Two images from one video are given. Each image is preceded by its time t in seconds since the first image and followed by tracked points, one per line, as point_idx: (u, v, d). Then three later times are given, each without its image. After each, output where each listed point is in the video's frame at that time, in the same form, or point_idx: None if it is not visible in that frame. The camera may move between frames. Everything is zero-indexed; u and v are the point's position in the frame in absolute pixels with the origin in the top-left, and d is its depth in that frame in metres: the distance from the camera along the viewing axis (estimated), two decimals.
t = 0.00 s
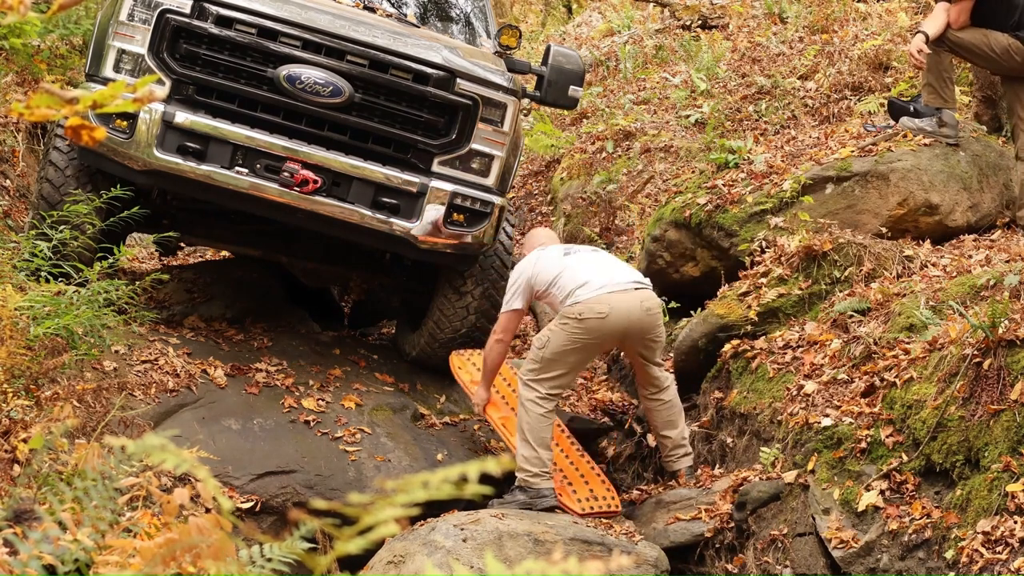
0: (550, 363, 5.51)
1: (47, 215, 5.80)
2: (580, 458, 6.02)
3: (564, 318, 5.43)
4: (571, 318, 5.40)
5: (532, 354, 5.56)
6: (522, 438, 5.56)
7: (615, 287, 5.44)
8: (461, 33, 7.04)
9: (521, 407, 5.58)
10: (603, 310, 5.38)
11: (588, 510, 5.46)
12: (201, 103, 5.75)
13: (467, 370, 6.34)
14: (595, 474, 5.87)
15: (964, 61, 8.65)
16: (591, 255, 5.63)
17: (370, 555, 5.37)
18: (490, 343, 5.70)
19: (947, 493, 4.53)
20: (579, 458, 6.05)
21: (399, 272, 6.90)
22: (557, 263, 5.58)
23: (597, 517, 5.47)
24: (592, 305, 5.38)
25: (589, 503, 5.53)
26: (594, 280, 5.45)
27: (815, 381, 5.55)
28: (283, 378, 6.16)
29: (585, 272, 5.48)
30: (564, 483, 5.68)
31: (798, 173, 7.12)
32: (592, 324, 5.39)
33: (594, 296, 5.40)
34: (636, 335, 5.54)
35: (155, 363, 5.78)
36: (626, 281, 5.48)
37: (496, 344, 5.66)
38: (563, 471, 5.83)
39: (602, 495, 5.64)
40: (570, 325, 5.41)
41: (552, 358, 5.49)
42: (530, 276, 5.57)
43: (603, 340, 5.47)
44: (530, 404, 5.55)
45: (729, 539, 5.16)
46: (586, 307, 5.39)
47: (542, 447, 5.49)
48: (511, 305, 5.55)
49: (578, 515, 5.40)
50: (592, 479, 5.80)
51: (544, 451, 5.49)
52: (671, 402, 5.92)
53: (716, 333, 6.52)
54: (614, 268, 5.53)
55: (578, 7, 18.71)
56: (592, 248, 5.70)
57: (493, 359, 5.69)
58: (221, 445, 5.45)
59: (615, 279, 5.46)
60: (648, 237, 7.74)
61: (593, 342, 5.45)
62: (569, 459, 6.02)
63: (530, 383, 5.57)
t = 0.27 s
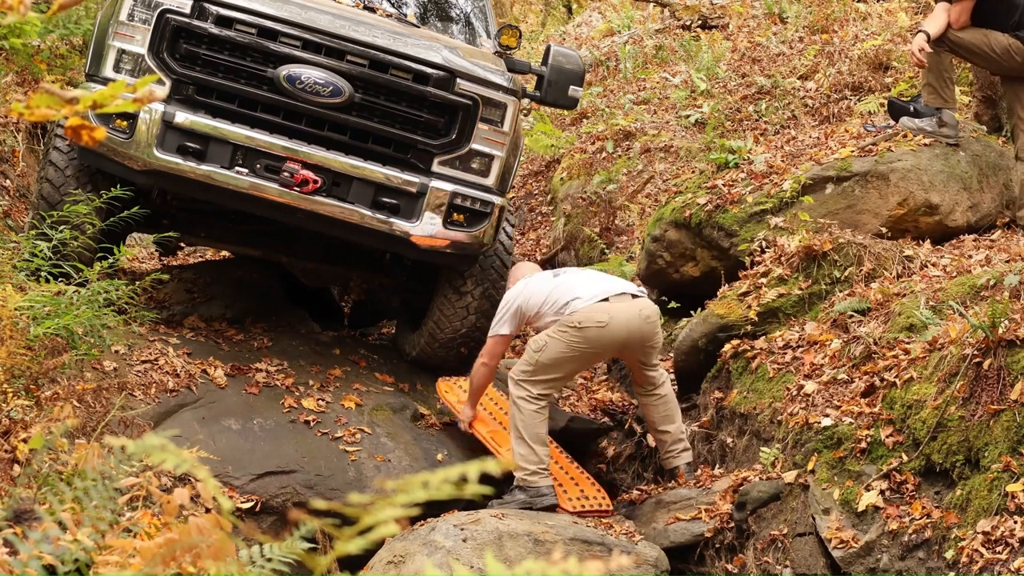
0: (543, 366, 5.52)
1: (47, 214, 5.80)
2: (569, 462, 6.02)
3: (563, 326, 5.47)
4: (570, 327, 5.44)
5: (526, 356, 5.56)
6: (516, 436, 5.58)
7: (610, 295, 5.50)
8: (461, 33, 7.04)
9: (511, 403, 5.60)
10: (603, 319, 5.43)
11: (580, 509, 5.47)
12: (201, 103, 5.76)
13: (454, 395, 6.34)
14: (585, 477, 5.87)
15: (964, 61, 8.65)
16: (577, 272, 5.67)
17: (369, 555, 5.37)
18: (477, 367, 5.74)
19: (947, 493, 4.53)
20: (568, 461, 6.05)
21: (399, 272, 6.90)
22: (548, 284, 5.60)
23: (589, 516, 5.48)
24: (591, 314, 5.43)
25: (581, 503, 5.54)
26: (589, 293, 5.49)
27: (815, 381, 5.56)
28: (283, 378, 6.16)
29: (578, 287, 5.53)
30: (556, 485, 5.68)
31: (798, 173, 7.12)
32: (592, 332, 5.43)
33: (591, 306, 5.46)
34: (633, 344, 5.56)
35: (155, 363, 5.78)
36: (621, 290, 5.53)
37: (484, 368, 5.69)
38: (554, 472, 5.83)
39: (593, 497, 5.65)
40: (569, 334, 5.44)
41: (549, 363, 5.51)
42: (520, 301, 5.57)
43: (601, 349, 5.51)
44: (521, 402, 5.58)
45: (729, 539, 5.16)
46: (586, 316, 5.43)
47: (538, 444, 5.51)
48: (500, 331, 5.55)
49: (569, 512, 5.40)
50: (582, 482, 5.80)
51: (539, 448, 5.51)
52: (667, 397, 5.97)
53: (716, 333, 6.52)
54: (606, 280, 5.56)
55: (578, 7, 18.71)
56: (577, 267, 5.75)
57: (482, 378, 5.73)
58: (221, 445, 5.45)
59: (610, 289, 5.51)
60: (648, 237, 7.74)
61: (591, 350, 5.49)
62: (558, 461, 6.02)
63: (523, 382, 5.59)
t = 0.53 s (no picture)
0: (541, 364, 5.51)
1: (47, 214, 5.79)
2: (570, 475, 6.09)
3: (563, 325, 5.46)
4: (570, 326, 5.43)
5: (526, 355, 5.55)
6: (516, 436, 5.58)
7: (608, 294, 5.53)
8: (461, 33, 7.04)
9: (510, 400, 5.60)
10: (603, 318, 5.44)
11: (578, 509, 5.57)
12: (201, 103, 5.76)
13: (444, 424, 6.27)
14: (582, 484, 5.97)
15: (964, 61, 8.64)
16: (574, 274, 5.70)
17: (369, 555, 5.37)
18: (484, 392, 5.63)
19: (947, 493, 4.53)
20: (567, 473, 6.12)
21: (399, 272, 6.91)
22: (545, 289, 5.62)
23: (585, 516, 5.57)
24: (591, 313, 5.43)
25: (578, 504, 5.64)
26: (589, 292, 5.52)
27: (815, 381, 5.56)
28: (283, 378, 6.16)
29: (575, 287, 5.55)
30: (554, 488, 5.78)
31: (797, 173, 7.12)
32: (592, 331, 5.43)
33: (591, 305, 5.47)
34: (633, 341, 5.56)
35: (155, 363, 5.78)
36: (619, 288, 5.56)
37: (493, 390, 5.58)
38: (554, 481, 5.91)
39: (591, 503, 5.72)
40: (569, 332, 5.44)
41: (548, 362, 5.50)
42: (519, 306, 5.58)
43: (600, 348, 5.51)
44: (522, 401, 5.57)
45: (729, 539, 5.16)
46: (585, 315, 5.44)
47: (537, 443, 5.51)
48: (501, 340, 5.52)
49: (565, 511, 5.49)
50: (580, 488, 5.91)
51: (539, 447, 5.51)
52: (664, 395, 5.98)
53: (716, 333, 6.52)
54: (603, 280, 5.59)
55: (578, 7, 18.71)
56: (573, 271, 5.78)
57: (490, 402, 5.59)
58: (222, 445, 5.44)
59: (608, 287, 5.54)
60: (649, 237, 7.73)
61: (591, 349, 5.49)
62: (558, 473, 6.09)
63: (523, 381, 5.57)
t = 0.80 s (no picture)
0: (541, 365, 5.50)
1: (47, 214, 5.79)
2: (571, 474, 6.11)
3: (562, 325, 5.45)
4: (569, 325, 5.43)
5: (525, 355, 5.53)
6: (516, 435, 5.56)
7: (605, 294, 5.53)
8: (461, 33, 7.03)
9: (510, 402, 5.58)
10: (602, 317, 5.44)
11: (578, 509, 5.58)
12: (201, 104, 5.75)
13: (444, 424, 6.28)
14: (583, 484, 5.99)
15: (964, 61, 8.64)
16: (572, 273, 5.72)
17: (369, 555, 5.37)
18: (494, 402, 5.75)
19: (947, 493, 4.53)
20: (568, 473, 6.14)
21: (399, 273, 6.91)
22: (543, 291, 5.67)
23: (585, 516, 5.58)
24: (590, 313, 5.43)
25: (578, 504, 5.65)
26: (586, 292, 5.53)
27: (815, 381, 5.56)
28: (283, 378, 6.16)
29: (572, 287, 5.58)
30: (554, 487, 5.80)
31: (797, 173, 7.12)
32: (591, 331, 5.43)
33: (589, 304, 5.47)
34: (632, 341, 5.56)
35: (155, 363, 5.78)
36: (618, 288, 5.57)
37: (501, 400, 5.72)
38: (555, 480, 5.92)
39: (592, 503, 5.74)
40: (569, 332, 5.43)
41: (548, 363, 5.49)
42: (519, 311, 5.69)
43: (600, 348, 5.51)
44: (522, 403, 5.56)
45: (729, 539, 5.16)
46: (584, 315, 5.43)
47: (537, 443, 5.48)
48: (506, 347, 5.69)
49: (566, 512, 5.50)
50: (580, 488, 5.93)
51: (539, 447, 5.49)
52: (663, 395, 5.99)
53: (716, 333, 6.52)
54: (601, 280, 5.60)
55: (578, 7, 18.71)
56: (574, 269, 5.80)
57: (500, 412, 5.71)
58: (222, 445, 5.44)
59: (606, 287, 5.55)
60: (648, 237, 7.74)
61: (590, 349, 5.48)
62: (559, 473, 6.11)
63: (522, 381, 5.55)
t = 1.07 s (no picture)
0: (540, 365, 5.50)
1: (47, 214, 5.79)
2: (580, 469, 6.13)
3: (562, 326, 5.46)
4: (570, 326, 5.43)
5: (525, 355, 5.54)
6: (516, 436, 5.56)
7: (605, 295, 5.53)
8: (461, 33, 7.03)
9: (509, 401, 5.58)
10: (602, 318, 5.44)
11: (595, 506, 5.60)
12: (201, 103, 5.76)
13: (448, 426, 6.29)
14: (596, 478, 6.02)
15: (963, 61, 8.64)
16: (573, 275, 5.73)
17: (369, 555, 5.37)
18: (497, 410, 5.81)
19: (947, 493, 4.53)
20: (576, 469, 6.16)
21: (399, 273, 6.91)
22: (543, 293, 5.68)
23: (603, 512, 5.61)
24: (590, 314, 5.43)
25: (595, 501, 5.67)
26: (586, 294, 5.53)
27: (815, 381, 5.56)
28: (283, 378, 6.16)
29: (571, 289, 5.59)
30: (569, 485, 5.82)
31: (797, 174, 7.12)
32: (591, 332, 5.43)
33: (590, 306, 5.47)
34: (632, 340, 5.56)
35: (155, 363, 5.78)
36: (618, 290, 5.57)
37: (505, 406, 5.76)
38: (567, 478, 5.94)
39: (609, 497, 5.77)
40: (569, 333, 5.43)
41: (548, 363, 5.49)
42: (519, 313, 5.71)
43: (599, 349, 5.51)
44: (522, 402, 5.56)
45: (729, 539, 5.16)
46: (585, 316, 5.44)
47: (537, 443, 5.49)
48: (506, 350, 5.72)
49: (585, 512, 5.52)
50: (594, 483, 5.95)
51: (539, 447, 5.49)
52: (663, 395, 5.99)
53: (716, 333, 6.52)
54: (601, 281, 5.60)
55: (578, 7, 18.71)
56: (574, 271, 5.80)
57: (502, 414, 5.74)
58: (222, 445, 5.45)
59: (606, 287, 5.54)
60: (649, 237, 7.74)
61: (590, 349, 5.48)
62: (569, 470, 6.13)
63: (522, 382, 5.55)
